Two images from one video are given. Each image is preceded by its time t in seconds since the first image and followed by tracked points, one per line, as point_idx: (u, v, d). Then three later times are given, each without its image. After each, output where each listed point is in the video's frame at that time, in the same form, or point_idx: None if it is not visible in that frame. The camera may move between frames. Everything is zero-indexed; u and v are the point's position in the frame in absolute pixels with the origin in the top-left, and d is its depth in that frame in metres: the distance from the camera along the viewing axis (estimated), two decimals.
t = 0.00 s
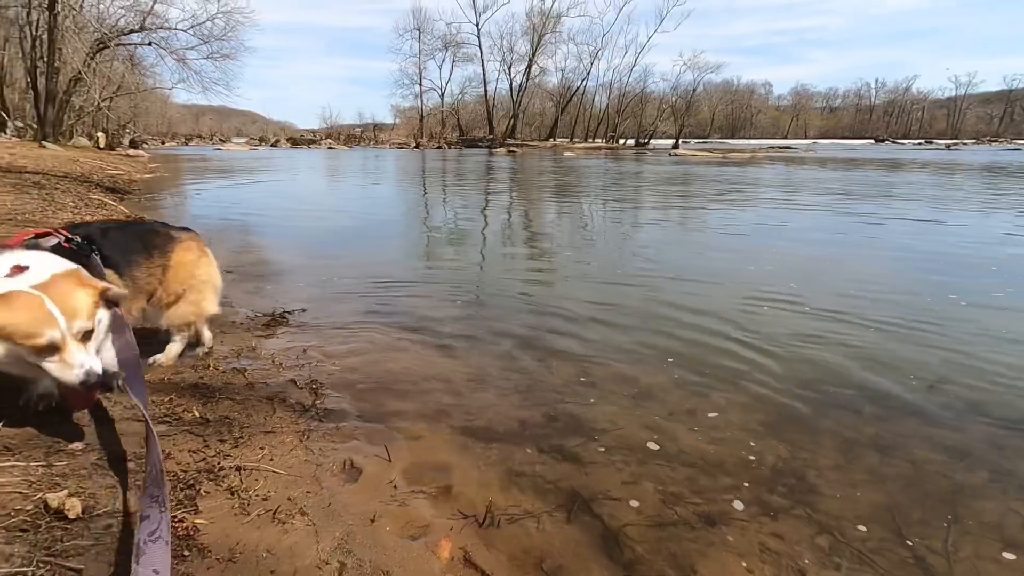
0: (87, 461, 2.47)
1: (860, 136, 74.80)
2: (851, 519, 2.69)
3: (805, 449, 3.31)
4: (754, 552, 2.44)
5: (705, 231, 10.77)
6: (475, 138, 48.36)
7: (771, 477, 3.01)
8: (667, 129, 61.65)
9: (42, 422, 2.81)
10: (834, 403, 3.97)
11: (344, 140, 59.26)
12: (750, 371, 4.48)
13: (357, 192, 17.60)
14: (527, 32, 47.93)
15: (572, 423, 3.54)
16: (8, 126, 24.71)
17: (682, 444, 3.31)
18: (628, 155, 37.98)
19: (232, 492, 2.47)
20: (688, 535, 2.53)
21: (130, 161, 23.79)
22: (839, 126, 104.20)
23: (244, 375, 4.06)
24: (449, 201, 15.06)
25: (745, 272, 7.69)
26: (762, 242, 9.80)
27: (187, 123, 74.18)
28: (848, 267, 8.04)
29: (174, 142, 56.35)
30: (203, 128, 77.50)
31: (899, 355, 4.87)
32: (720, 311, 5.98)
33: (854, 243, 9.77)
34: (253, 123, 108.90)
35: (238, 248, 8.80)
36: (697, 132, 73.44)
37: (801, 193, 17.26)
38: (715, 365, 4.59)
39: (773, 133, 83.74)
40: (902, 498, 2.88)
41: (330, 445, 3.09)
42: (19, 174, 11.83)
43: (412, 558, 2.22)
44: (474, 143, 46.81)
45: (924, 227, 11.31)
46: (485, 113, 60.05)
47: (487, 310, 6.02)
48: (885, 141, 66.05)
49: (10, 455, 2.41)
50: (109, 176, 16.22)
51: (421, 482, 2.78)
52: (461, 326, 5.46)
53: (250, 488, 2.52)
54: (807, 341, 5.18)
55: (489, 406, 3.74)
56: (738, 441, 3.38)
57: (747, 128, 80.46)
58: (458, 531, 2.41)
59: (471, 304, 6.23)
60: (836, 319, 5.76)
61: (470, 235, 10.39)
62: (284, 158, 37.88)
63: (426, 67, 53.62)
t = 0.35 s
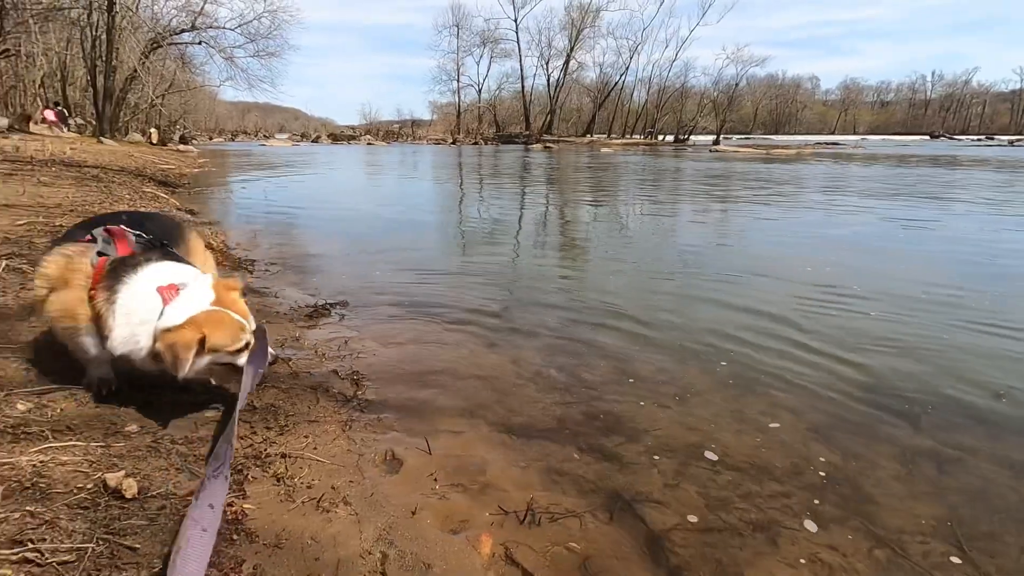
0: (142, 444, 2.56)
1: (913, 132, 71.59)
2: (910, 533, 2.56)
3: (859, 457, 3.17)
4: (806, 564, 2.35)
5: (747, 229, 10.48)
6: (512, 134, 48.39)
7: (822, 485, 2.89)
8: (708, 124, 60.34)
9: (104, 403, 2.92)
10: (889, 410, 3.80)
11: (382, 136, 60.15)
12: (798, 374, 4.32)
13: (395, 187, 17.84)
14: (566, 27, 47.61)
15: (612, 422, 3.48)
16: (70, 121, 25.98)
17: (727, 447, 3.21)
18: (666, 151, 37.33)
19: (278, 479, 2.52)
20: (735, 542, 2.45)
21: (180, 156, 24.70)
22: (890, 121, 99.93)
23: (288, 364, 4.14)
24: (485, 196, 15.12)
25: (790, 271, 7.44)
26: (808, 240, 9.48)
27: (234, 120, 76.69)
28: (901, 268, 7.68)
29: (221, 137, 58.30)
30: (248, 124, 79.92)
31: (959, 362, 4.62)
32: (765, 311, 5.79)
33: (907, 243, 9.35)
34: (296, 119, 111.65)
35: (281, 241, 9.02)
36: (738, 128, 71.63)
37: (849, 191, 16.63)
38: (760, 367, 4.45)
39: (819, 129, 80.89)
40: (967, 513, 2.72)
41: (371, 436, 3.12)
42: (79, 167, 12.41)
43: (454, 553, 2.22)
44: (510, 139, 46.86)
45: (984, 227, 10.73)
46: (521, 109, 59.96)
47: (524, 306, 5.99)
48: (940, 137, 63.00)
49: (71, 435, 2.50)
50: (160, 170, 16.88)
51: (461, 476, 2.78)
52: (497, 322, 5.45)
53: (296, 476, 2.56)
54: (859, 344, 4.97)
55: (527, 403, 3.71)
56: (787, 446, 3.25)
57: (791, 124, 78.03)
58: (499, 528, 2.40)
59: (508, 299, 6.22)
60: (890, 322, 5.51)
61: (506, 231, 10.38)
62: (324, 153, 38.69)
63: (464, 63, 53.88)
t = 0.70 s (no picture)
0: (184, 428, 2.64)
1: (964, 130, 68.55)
2: (964, 547, 2.44)
3: (906, 466, 3.04)
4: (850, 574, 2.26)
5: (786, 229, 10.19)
6: (544, 132, 48.29)
7: (868, 492, 2.78)
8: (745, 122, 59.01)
9: (149, 389, 3.02)
10: (939, 418, 3.63)
11: (415, 134, 60.79)
12: (840, 378, 4.17)
13: (427, 183, 18.00)
14: (601, 23, 47.19)
15: (647, 420, 3.43)
16: (119, 119, 27.05)
17: (767, 450, 3.12)
18: (701, 148, 36.65)
19: (314, 467, 2.56)
20: (776, 548, 2.37)
21: (222, 152, 25.45)
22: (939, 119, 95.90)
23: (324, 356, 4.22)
24: (517, 193, 15.11)
25: (832, 273, 7.20)
26: (849, 241, 9.17)
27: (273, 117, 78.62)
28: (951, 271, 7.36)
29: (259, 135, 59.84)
30: (287, 122, 81.84)
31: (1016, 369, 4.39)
32: (805, 313, 5.62)
33: (957, 245, 8.95)
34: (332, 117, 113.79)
35: (317, 235, 9.19)
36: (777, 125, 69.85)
37: (893, 190, 16.03)
38: (801, 370, 4.31)
39: (863, 126, 78.19)
40: None
41: (405, 428, 3.14)
42: (127, 163, 12.89)
43: (486, 546, 2.21)
44: (542, 137, 46.76)
45: None
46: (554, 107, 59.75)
47: (556, 303, 5.95)
48: (992, 135, 60.23)
49: (119, 418, 2.59)
50: (202, 166, 17.40)
51: (494, 470, 2.77)
52: (529, 318, 5.43)
53: (331, 464, 2.60)
54: (906, 348, 4.77)
55: (559, 399, 3.68)
56: (829, 451, 3.14)
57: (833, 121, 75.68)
58: (531, 524, 2.38)
59: (539, 296, 6.19)
60: (940, 327, 5.28)
61: (538, 228, 10.35)
62: (359, 150, 39.34)
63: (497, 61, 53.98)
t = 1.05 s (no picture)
0: (218, 419, 2.69)
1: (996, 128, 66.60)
2: (1002, 553, 2.38)
3: (940, 469, 2.98)
4: None
5: (810, 228, 10.03)
6: (563, 130, 48.17)
7: (901, 496, 2.73)
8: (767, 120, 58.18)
9: (184, 381, 3.09)
10: (974, 421, 3.55)
11: (435, 132, 61.18)
12: (870, 379, 4.10)
13: (447, 181, 18.08)
14: (622, 21, 46.89)
15: (672, 419, 3.40)
16: (147, 118, 27.66)
17: (796, 452, 3.08)
18: (722, 147, 36.23)
19: (344, 460, 2.59)
20: (807, 549, 2.35)
21: (246, 151, 25.88)
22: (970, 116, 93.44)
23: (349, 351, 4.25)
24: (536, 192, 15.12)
25: (860, 274, 7.06)
26: (877, 242, 8.99)
27: (296, 117, 79.78)
28: (983, 271, 7.18)
29: (282, 133, 60.77)
30: (309, 121, 82.94)
31: None
32: (833, 314, 5.52)
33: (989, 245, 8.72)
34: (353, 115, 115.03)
35: (339, 232, 9.30)
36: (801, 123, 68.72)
37: (921, 189, 15.67)
38: (829, 371, 4.24)
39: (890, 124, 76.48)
40: None
41: (431, 423, 3.18)
42: (155, 161, 13.19)
43: (515, 542, 2.23)
44: (561, 135, 46.68)
45: None
46: (573, 105, 59.53)
47: (577, 301, 5.95)
48: None
49: (156, 409, 2.65)
50: (227, 164, 17.71)
51: (520, 466, 2.78)
52: (550, 316, 5.44)
53: (361, 458, 2.64)
54: (939, 350, 4.66)
55: (583, 396, 3.67)
56: (860, 453, 3.09)
57: (859, 119, 74.19)
58: (559, 520, 2.39)
59: (560, 294, 6.19)
60: (974, 329, 5.15)
61: (558, 227, 10.33)
62: (378, 149, 39.68)
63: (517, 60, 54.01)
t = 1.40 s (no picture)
0: (238, 418, 2.77)
1: None
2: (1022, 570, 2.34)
3: (960, 482, 2.92)
4: None
5: (834, 231, 9.86)
6: (583, 129, 48.02)
7: (917, 509, 2.69)
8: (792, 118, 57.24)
9: (206, 379, 3.18)
10: (998, 432, 3.47)
11: (455, 131, 61.47)
12: (891, 387, 4.03)
13: (466, 181, 18.16)
14: (644, 19, 46.53)
15: (685, 425, 3.39)
16: (175, 117, 28.28)
17: (812, 461, 3.04)
18: (745, 146, 35.78)
19: (358, 460, 2.64)
20: (818, 561, 2.33)
21: (270, 150, 26.31)
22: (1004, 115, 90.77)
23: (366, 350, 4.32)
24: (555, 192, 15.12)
25: (883, 278, 6.92)
26: (902, 245, 8.79)
27: (319, 115, 80.81)
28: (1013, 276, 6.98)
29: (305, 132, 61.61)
30: (331, 120, 83.94)
31: None
32: (854, 320, 5.43)
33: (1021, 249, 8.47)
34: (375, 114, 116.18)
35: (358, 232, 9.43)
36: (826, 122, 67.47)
37: (951, 190, 15.28)
38: (849, 378, 4.18)
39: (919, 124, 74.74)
40: None
41: (445, 425, 3.21)
42: (182, 160, 13.51)
43: (524, 546, 2.25)
44: (581, 134, 46.56)
45: None
46: (593, 104, 59.29)
47: (593, 303, 5.95)
48: None
49: (179, 406, 2.74)
50: (251, 163, 18.05)
51: (531, 470, 2.81)
52: (566, 318, 5.45)
53: (374, 458, 2.69)
54: (963, 358, 4.56)
55: (596, 400, 3.68)
56: (877, 464, 3.04)
57: (887, 117, 72.57)
58: (568, 525, 2.41)
59: (576, 296, 6.20)
60: (1001, 336, 5.01)
61: (576, 227, 10.32)
62: (399, 147, 39.98)
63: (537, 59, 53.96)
